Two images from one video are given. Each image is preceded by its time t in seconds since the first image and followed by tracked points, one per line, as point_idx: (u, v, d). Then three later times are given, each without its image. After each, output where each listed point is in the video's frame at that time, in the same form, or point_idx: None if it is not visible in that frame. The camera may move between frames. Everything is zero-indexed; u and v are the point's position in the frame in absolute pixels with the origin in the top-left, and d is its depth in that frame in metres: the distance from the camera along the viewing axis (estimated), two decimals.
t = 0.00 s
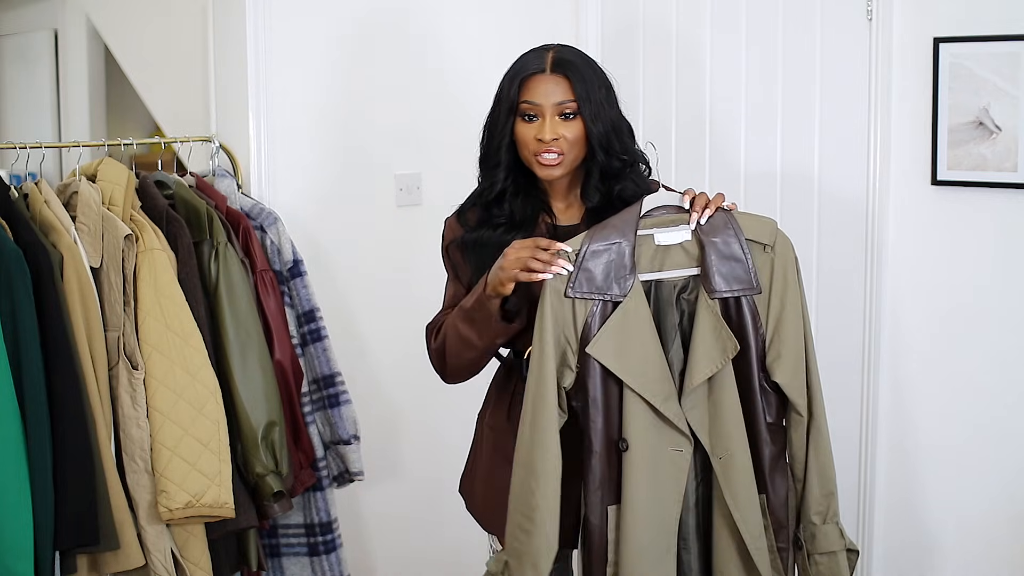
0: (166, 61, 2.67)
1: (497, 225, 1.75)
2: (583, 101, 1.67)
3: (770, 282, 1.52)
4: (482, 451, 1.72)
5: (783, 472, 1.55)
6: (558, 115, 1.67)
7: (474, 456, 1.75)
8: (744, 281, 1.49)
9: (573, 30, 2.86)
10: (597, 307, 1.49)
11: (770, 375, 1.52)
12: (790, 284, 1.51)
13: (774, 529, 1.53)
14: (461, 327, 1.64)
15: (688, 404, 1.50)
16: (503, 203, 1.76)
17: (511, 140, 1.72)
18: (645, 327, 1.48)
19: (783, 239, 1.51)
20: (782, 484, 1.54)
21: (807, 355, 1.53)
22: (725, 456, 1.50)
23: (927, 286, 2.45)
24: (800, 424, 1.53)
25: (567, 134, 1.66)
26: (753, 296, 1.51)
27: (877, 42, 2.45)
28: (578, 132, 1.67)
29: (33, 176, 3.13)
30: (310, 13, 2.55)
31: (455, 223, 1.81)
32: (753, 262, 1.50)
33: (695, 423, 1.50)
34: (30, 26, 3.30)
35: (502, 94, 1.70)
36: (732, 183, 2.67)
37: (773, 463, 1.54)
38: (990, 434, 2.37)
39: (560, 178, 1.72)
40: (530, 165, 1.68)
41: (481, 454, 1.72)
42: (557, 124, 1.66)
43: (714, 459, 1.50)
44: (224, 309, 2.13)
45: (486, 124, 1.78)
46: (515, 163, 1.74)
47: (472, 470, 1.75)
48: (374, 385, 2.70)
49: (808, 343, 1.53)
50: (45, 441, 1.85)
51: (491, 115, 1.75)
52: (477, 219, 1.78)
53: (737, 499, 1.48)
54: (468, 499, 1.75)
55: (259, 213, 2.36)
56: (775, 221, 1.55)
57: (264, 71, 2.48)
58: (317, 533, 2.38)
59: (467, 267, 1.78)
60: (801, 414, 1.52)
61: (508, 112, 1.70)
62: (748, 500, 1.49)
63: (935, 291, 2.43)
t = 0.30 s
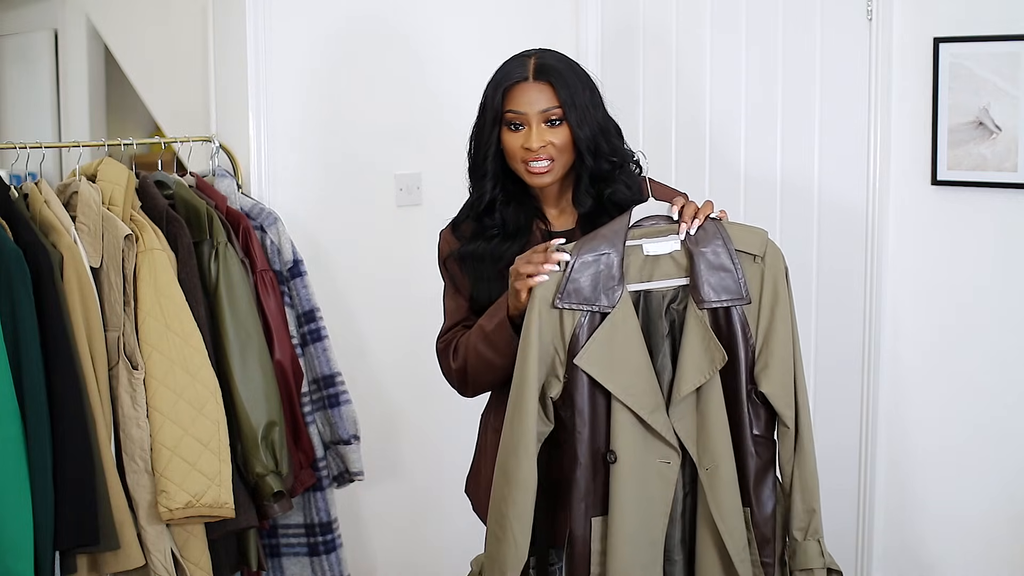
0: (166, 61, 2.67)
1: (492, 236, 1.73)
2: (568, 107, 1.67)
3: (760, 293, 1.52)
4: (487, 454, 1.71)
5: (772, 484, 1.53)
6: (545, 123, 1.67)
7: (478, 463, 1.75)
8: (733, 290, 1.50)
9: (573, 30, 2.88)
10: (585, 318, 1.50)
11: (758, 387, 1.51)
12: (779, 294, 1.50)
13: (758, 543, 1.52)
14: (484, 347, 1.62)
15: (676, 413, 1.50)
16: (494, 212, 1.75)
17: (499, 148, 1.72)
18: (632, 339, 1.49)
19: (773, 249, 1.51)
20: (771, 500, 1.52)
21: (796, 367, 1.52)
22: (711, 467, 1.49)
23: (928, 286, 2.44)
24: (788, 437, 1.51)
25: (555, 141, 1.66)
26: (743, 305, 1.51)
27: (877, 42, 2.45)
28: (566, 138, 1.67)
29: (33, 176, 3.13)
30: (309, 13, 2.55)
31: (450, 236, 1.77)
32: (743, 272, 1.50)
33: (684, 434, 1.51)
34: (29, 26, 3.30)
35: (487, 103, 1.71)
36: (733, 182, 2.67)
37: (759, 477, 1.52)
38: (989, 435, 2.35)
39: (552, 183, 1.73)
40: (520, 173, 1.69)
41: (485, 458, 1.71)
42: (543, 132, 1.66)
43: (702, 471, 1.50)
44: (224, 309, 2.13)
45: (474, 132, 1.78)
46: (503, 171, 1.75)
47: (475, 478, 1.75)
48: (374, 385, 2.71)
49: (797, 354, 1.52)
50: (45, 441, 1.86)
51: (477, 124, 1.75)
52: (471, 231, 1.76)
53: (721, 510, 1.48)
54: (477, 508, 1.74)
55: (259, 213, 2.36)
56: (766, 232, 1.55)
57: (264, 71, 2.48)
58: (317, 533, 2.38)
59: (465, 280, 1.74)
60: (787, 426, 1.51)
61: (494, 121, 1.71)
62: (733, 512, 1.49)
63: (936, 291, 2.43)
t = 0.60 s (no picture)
0: (167, 61, 2.67)
1: (494, 231, 1.72)
2: (572, 98, 1.69)
3: (745, 283, 1.52)
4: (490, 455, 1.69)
5: (766, 476, 1.53)
6: (549, 113, 1.68)
7: (479, 462, 1.72)
8: (719, 282, 1.49)
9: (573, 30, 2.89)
10: (573, 312, 1.52)
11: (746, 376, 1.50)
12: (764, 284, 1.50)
13: (755, 535, 1.51)
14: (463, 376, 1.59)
15: (660, 407, 1.50)
16: (497, 207, 1.75)
17: (502, 142, 1.73)
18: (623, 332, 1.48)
19: (757, 239, 1.51)
20: (766, 490, 1.52)
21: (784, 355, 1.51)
22: (692, 459, 1.49)
23: (927, 285, 2.44)
24: (779, 425, 1.50)
25: (558, 132, 1.67)
26: (727, 296, 1.50)
27: (877, 42, 2.45)
28: (569, 129, 1.68)
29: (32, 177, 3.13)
30: (309, 13, 2.55)
31: (451, 234, 1.76)
32: (727, 264, 1.50)
33: (667, 426, 1.50)
34: (29, 26, 3.30)
35: (490, 96, 1.72)
36: (733, 182, 2.66)
37: (751, 468, 1.52)
38: (989, 435, 2.36)
39: (553, 177, 1.73)
40: (523, 164, 1.69)
41: (489, 458, 1.69)
42: (547, 122, 1.68)
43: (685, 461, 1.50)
44: (224, 309, 2.13)
45: (475, 130, 1.79)
46: (505, 165, 1.76)
47: (478, 478, 1.72)
48: (374, 385, 2.70)
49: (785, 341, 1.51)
50: (45, 441, 1.85)
51: (480, 121, 1.76)
52: (473, 230, 1.74)
53: (701, 502, 1.48)
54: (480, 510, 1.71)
55: (259, 213, 2.36)
56: (751, 223, 1.55)
57: (264, 71, 2.47)
58: (317, 533, 2.38)
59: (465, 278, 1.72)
60: (777, 415, 1.49)
61: (497, 114, 1.71)
62: (714, 503, 1.48)
63: (935, 290, 2.43)
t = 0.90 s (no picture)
0: (167, 61, 2.67)
1: (499, 225, 1.71)
2: (574, 93, 1.69)
3: (731, 290, 1.53)
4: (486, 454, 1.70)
5: (748, 482, 1.53)
6: (550, 109, 1.69)
7: (475, 461, 1.73)
8: (702, 290, 1.49)
9: (572, 31, 2.89)
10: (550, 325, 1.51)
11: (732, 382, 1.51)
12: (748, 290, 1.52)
13: (735, 541, 1.51)
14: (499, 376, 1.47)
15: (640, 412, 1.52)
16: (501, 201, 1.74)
17: (503, 138, 1.72)
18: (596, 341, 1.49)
19: (740, 246, 1.53)
20: (747, 497, 1.52)
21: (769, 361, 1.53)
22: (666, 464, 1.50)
23: (927, 285, 2.44)
24: (764, 430, 1.52)
25: (560, 127, 1.68)
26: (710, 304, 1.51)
27: (877, 42, 2.45)
28: (570, 125, 1.69)
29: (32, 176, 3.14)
30: (309, 13, 2.55)
31: (451, 229, 1.75)
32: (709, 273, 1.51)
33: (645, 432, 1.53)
34: (29, 26, 3.30)
35: (492, 92, 1.72)
36: (733, 182, 2.66)
37: (735, 473, 1.52)
38: (989, 435, 2.36)
39: (554, 173, 1.74)
40: (524, 159, 1.70)
41: (484, 457, 1.70)
42: (549, 117, 1.68)
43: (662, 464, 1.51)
44: (224, 309, 2.13)
45: (476, 126, 1.78)
46: (509, 162, 1.75)
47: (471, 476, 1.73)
48: (374, 385, 2.70)
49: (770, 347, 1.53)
50: (45, 441, 1.86)
51: (481, 117, 1.76)
52: (475, 223, 1.73)
53: (675, 511, 1.49)
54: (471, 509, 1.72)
55: (259, 213, 2.36)
56: (732, 230, 1.57)
57: (264, 71, 2.47)
58: (317, 533, 2.38)
59: (469, 272, 1.70)
60: (764, 420, 1.51)
61: (499, 110, 1.71)
62: (690, 508, 1.49)
63: (935, 290, 2.43)
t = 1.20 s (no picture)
0: (167, 61, 2.67)
1: (501, 229, 1.71)
2: (583, 95, 1.70)
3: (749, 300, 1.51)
4: (488, 454, 1.68)
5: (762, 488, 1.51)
6: (561, 111, 1.69)
7: (472, 459, 1.71)
8: (722, 300, 1.50)
9: (572, 31, 2.90)
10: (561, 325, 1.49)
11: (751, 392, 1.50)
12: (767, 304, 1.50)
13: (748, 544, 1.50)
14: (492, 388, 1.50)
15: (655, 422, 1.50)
16: (503, 205, 1.73)
17: (510, 139, 1.71)
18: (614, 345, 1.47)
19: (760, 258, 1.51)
20: (762, 502, 1.51)
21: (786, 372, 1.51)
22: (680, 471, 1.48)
23: (927, 285, 2.44)
24: (778, 438, 1.49)
25: (572, 129, 1.69)
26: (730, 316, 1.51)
27: (877, 42, 2.45)
28: (581, 127, 1.70)
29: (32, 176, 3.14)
30: (309, 13, 2.55)
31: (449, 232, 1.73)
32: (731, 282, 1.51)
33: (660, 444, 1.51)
34: (29, 26, 3.30)
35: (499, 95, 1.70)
36: (732, 183, 2.66)
37: (749, 480, 1.50)
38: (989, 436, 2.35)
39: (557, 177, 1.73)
40: (533, 162, 1.70)
41: (486, 456, 1.69)
42: (561, 120, 1.68)
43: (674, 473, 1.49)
44: (224, 309, 2.13)
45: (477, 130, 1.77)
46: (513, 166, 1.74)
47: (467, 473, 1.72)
48: (374, 385, 2.70)
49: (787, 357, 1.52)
50: (45, 441, 1.86)
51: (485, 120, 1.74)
52: (474, 228, 1.72)
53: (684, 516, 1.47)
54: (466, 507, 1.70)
55: (259, 213, 2.36)
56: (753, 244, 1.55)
57: (264, 71, 2.48)
58: (317, 533, 2.38)
59: (467, 276, 1.69)
60: (779, 427, 1.49)
61: (507, 112, 1.70)
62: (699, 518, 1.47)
63: (935, 290, 2.43)
